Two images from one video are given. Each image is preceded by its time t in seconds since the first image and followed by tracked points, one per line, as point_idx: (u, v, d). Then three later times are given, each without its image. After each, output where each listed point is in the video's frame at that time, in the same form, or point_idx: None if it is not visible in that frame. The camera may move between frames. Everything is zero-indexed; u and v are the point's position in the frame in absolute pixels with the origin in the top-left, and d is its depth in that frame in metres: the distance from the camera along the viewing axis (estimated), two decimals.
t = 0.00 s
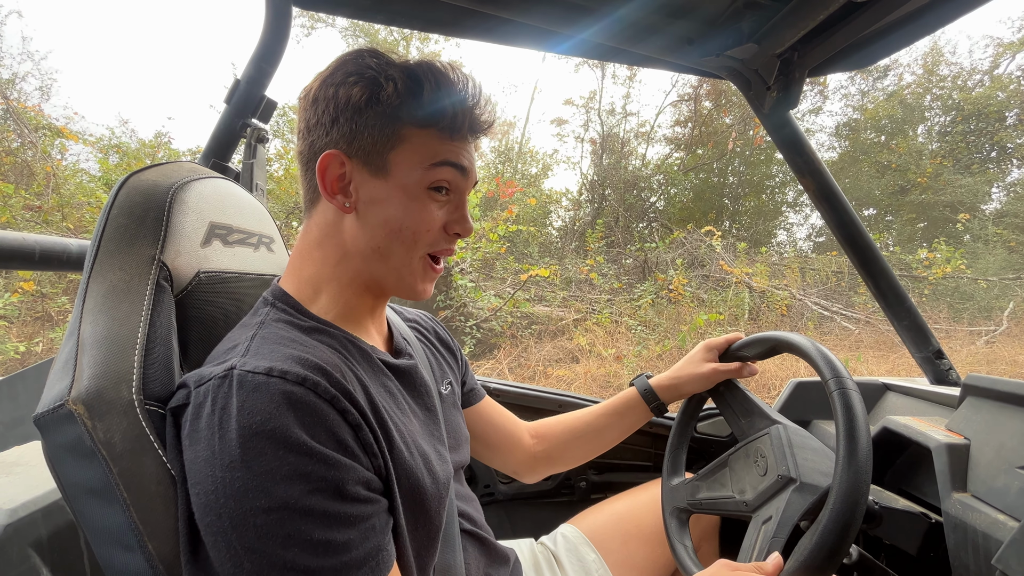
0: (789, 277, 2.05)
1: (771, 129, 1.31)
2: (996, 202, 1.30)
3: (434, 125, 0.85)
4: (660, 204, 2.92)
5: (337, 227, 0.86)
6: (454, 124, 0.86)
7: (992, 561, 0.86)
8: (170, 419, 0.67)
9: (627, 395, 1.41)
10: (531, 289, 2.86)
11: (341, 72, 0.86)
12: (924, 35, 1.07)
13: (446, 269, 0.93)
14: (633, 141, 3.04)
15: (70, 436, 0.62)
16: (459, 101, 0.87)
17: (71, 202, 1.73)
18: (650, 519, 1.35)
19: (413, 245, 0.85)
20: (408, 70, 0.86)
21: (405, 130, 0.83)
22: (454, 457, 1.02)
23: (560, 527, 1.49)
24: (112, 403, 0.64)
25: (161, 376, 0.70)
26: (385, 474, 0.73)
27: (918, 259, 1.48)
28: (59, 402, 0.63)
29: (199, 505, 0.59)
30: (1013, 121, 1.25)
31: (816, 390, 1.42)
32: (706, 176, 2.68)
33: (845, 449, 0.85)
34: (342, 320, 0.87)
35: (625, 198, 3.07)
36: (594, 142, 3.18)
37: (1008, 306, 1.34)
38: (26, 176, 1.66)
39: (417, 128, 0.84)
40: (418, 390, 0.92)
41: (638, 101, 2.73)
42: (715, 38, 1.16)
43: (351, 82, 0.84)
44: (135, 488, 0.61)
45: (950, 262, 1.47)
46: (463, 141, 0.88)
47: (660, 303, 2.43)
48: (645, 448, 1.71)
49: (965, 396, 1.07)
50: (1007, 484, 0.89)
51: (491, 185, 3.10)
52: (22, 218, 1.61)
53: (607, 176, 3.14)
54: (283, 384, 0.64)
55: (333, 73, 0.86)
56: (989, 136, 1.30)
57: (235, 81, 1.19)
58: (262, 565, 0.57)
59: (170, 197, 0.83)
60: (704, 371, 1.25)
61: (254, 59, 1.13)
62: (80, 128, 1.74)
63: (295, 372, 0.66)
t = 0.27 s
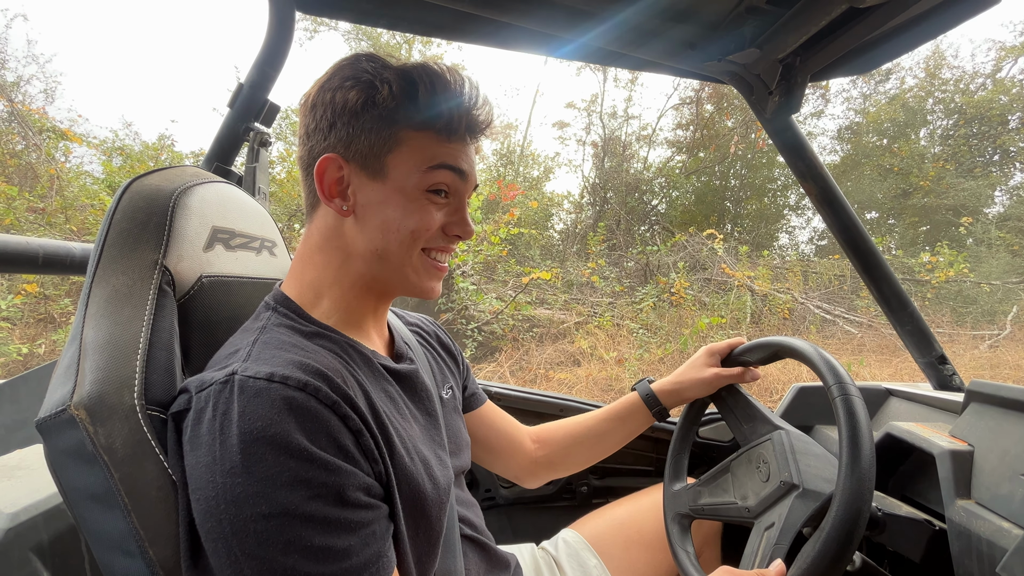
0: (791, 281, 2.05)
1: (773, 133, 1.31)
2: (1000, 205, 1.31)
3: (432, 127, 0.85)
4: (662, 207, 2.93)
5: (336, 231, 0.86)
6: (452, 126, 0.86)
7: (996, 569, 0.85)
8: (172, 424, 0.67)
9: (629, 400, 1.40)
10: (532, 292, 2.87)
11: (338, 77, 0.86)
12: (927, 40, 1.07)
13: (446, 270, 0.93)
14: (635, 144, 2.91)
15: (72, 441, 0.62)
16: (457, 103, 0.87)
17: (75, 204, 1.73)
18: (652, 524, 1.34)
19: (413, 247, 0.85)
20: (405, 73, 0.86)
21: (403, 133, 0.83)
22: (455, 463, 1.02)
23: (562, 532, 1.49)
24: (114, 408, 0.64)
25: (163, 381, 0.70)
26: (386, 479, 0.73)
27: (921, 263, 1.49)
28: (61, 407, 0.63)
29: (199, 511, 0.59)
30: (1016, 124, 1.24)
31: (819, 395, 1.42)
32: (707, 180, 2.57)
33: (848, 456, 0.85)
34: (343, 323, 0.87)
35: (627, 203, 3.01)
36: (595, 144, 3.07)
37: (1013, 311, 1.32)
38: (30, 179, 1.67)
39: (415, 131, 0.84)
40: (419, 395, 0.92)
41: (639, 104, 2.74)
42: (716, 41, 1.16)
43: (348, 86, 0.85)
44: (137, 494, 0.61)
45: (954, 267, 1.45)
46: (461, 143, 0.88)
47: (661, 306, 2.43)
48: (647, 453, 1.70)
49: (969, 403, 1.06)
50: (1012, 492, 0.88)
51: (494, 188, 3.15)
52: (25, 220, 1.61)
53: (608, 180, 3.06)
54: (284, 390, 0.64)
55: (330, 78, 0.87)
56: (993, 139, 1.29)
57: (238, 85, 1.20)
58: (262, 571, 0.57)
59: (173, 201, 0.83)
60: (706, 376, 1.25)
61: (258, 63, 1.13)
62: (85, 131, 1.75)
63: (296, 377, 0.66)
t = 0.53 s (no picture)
0: (796, 284, 2.04)
1: (781, 136, 1.29)
2: (1007, 208, 1.35)
3: (432, 130, 0.84)
4: (666, 210, 2.88)
5: (337, 235, 0.85)
6: (454, 127, 0.85)
7: None
8: (171, 433, 0.66)
9: (634, 406, 1.39)
10: (536, 295, 2.85)
11: (338, 80, 0.86)
12: (937, 43, 1.05)
13: (449, 274, 0.92)
14: (638, 146, 2.99)
15: (70, 449, 0.61)
16: (458, 105, 0.86)
17: (80, 206, 1.73)
18: (657, 532, 1.32)
19: (414, 250, 0.84)
20: (405, 75, 0.86)
21: (403, 136, 0.82)
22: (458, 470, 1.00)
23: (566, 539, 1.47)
24: (113, 416, 0.63)
25: (163, 388, 0.69)
26: (388, 489, 0.72)
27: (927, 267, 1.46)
28: (60, 415, 0.62)
29: (199, 522, 0.58)
30: None
31: (827, 401, 1.40)
32: (712, 182, 2.65)
33: (860, 466, 0.83)
34: (344, 328, 0.86)
35: (631, 205, 3.02)
36: (599, 148, 3.17)
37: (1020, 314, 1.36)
38: (37, 181, 1.66)
39: (415, 133, 0.83)
40: (421, 402, 0.91)
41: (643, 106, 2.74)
42: (723, 44, 1.15)
43: (348, 89, 0.84)
44: (135, 504, 0.60)
45: (960, 269, 1.47)
46: (463, 145, 0.87)
47: (666, 309, 2.40)
48: (652, 459, 1.69)
49: (982, 411, 1.05)
50: None
51: (497, 191, 3.13)
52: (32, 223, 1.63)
53: (613, 182, 3.11)
54: (285, 398, 0.63)
55: (331, 81, 0.86)
56: (998, 142, 1.37)
57: (241, 88, 1.19)
58: None
59: (175, 205, 0.83)
60: (713, 383, 1.23)
61: (262, 66, 1.13)
62: (90, 133, 1.75)
63: (298, 385, 0.65)
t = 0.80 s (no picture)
0: (798, 287, 2.04)
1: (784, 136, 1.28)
2: (1010, 209, 1.30)
3: (428, 128, 0.83)
4: (668, 211, 2.94)
5: (336, 236, 0.85)
6: (449, 125, 0.85)
7: None
8: (171, 436, 0.65)
9: (636, 409, 1.38)
10: (537, 296, 2.82)
11: (333, 81, 0.86)
12: (942, 44, 1.04)
13: (449, 273, 0.91)
14: (641, 147, 3.06)
15: (69, 453, 0.60)
16: (453, 102, 0.86)
17: (82, 207, 1.73)
18: (660, 536, 1.32)
19: (411, 250, 0.84)
20: (399, 74, 0.85)
21: (399, 134, 0.82)
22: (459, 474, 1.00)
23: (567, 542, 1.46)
24: (112, 418, 0.63)
25: (163, 390, 0.69)
26: (389, 493, 0.71)
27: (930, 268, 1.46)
28: (59, 418, 0.61)
29: (198, 527, 0.58)
30: None
31: (830, 404, 1.39)
32: (714, 183, 2.75)
33: (866, 470, 0.83)
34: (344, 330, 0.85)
35: (632, 207, 3.04)
36: (600, 149, 3.18)
37: None
38: (40, 182, 1.66)
39: (410, 132, 0.82)
40: (422, 405, 0.90)
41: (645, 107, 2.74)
42: (726, 44, 1.14)
43: (343, 89, 0.84)
44: (134, 508, 0.60)
45: (963, 271, 1.49)
46: (460, 142, 0.86)
47: (667, 311, 2.39)
48: (654, 461, 1.68)
49: (987, 415, 1.04)
50: None
51: (499, 192, 3.08)
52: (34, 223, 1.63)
53: (614, 184, 3.10)
54: (286, 402, 0.62)
55: (327, 82, 0.86)
56: (1002, 143, 1.32)
57: (243, 89, 1.19)
58: None
59: (176, 207, 0.82)
60: (716, 386, 1.22)
61: (263, 67, 1.13)
62: (93, 134, 1.75)
63: (299, 388, 0.64)
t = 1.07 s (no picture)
0: (803, 287, 2.00)
1: (787, 136, 1.28)
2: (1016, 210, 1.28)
3: (405, 120, 0.84)
4: (670, 212, 2.90)
5: (328, 235, 0.86)
6: (424, 114, 0.85)
7: None
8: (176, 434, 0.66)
9: (636, 404, 1.38)
10: (540, 297, 2.86)
11: (319, 86, 0.89)
12: (945, 44, 1.04)
13: (444, 270, 0.89)
14: (644, 149, 3.10)
15: (75, 451, 0.61)
16: (427, 93, 0.86)
17: (88, 208, 1.74)
18: (662, 536, 1.32)
19: (397, 244, 0.83)
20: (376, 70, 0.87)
21: (376, 128, 0.83)
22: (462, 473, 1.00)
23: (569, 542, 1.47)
24: (118, 417, 0.63)
25: (168, 389, 0.70)
26: (391, 491, 0.71)
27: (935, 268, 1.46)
28: (64, 416, 0.62)
29: (202, 524, 0.58)
30: None
31: (834, 405, 1.39)
32: (716, 185, 2.66)
33: (869, 471, 0.82)
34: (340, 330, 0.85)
35: (635, 207, 2.99)
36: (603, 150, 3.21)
37: None
38: (47, 183, 1.67)
39: (387, 124, 0.83)
40: (425, 404, 0.91)
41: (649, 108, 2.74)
42: (728, 44, 1.14)
43: (326, 91, 0.87)
44: (140, 505, 0.60)
45: (968, 272, 1.44)
46: (439, 133, 0.86)
47: (670, 311, 2.38)
48: (657, 462, 1.68)
49: (992, 415, 1.04)
50: None
51: (502, 193, 3.12)
52: (41, 224, 1.64)
53: (616, 184, 3.12)
54: (289, 399, 0.63)
55: (314, 88, 0.90)
56: (1007, 143, 1.29)
57: (247, 91, 1.19)
58: None
59: (181, 207, 0.83)
60: (715, 384, 1.22)
61: (267, 70, 1.14)
62: (100, 135, 1.77)
63: (302, 386, 0.65)
